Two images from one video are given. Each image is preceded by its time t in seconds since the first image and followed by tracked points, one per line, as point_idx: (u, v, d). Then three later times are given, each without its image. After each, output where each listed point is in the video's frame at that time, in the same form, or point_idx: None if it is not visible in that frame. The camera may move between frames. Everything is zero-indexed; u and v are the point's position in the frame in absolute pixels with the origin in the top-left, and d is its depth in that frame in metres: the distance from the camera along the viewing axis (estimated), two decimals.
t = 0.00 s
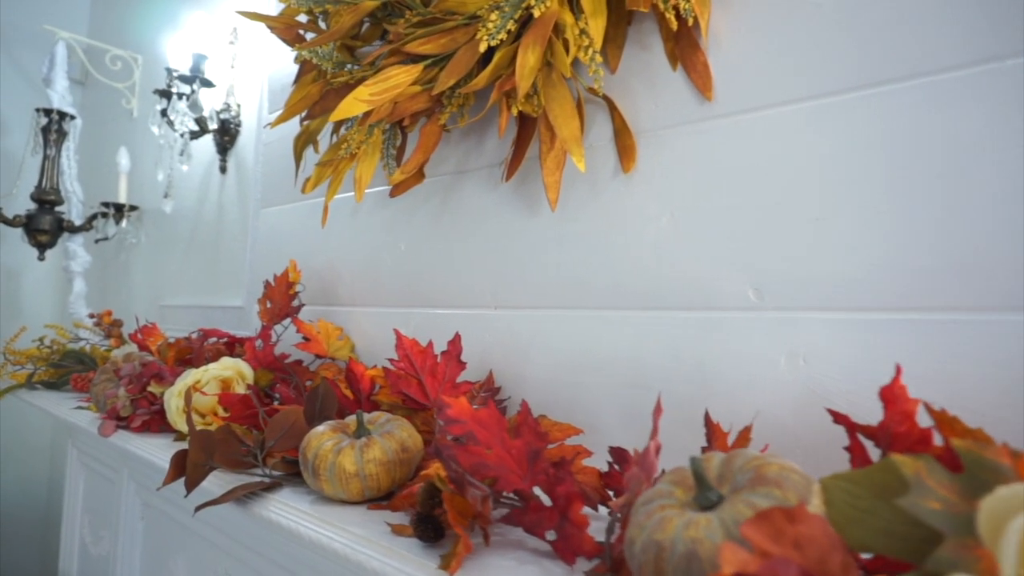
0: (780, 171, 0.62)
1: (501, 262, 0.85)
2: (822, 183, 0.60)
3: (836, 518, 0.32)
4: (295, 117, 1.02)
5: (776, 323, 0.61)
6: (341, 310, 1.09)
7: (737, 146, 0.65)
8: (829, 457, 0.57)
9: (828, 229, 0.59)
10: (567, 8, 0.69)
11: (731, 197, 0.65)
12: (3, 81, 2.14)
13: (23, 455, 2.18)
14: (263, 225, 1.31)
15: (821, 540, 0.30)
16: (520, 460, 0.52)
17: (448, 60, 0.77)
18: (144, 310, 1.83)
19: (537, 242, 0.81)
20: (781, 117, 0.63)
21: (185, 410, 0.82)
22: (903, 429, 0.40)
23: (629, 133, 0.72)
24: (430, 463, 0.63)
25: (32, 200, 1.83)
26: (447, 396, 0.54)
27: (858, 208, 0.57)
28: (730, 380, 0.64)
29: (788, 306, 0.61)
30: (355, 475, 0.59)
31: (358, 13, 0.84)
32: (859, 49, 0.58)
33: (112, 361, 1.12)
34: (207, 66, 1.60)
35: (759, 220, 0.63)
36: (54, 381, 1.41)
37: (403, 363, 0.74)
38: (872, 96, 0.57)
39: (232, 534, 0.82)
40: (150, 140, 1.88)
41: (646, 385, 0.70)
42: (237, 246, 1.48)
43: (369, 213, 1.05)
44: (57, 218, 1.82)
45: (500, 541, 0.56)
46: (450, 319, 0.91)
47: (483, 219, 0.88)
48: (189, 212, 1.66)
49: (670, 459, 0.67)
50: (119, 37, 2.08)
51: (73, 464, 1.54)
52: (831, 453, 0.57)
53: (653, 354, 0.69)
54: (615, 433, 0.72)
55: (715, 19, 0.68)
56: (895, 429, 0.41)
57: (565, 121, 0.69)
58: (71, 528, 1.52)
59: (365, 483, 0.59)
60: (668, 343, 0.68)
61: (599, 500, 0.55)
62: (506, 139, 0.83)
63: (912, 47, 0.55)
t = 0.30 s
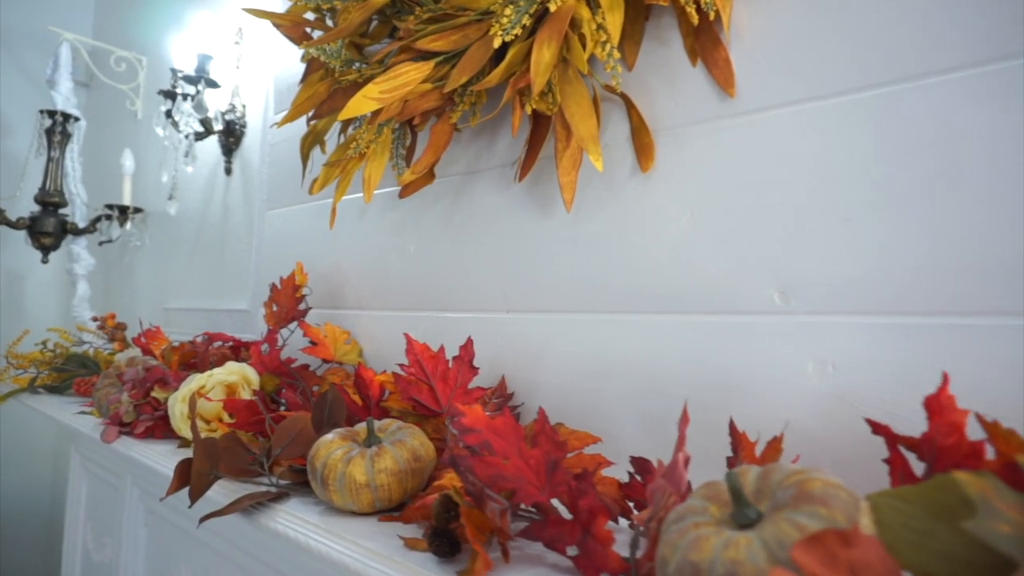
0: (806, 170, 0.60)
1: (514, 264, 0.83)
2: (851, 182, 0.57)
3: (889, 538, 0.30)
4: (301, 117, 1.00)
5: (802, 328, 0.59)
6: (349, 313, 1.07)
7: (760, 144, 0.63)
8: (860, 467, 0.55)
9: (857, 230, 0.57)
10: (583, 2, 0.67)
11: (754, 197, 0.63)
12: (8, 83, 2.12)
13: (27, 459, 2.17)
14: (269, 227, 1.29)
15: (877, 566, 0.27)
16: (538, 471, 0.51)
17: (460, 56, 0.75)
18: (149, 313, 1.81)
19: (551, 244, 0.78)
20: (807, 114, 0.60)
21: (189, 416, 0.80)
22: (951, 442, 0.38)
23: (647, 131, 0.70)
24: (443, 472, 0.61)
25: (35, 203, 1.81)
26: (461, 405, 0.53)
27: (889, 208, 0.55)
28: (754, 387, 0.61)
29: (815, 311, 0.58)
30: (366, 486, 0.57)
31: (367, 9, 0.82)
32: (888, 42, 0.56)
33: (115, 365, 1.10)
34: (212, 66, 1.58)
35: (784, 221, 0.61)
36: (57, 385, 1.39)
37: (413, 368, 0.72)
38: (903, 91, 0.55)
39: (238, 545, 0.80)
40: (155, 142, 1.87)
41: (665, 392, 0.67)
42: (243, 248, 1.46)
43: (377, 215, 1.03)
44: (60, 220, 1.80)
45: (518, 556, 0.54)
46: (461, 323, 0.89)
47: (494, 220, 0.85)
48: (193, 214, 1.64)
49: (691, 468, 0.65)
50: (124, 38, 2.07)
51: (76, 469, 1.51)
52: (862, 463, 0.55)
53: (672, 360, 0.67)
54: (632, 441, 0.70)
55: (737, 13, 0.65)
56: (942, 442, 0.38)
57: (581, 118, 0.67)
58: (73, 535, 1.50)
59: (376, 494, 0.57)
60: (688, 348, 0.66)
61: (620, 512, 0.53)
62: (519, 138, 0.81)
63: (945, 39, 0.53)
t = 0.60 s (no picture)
0: (829, 166, 0.58)
1: (524, 265, 0.81)
2: (878, 179, 0.55)
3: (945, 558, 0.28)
4: (306, 115, 0.98)
5: (828, 330, 0.57)
6: (354, 315, 1.05)
7: (782, 140, 0.61)
8: (888, 476, 0.52)
9: (885, 228, 0.54)
10: None
11: (774, 194, 0.60)
12: (10, 83, 2.11)
13: (28, 462, 2.15)
14: (273, 228, 1.27)
15: None
16: (554, 479, 0.49)
17: (470, 51, 0.73)
18: (152, 315, 1.80)
19: (562, 243, 0.76)
20: (831, 109, 0.58)
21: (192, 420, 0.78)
22: (999, 452, 0.36)
23: (662, 127, 0.67)
24: (453, 480, 0.59)
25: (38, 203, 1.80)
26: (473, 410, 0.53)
27: (917, 206, 0.53)
28: (775, 391, 0.59)
29: (841, 313, 0.56)
30: (374, 494, 0.55)
31: (374, 3, 0.80)
32: (917, 33, 0.54)
33: (117, 368, 1.08)
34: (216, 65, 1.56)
35: (806, 220, 0.58)
36: (58, 387, 1.38)
37: (421, 371, 0.70)
38: (933, 84, 0.53)
39: (241, 552, 0.78)
40: (158, 142, 1.85)
41: (681, 397, 0.65)
42: (246, 248, 1.44)
43: (383, 215, 1.01)
44: (63, 221, 1.78)
45: (535, 568, 0.53)
46: (469, 325, 0.86)
47: (504, 220, 0.83)
48: (197, 215, 1.63)
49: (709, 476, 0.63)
50: (127, 38, 2.05)
51: (77, 473, 1.50)
52: (891, 472, 0.52)
53: (688, 363, 0.65)
54: (648, 447, 0.67)
55: (757, 5, 0.63)
56: (989, 453, 0.36)
57: (595, 114, 0.64)
58: (75, 539, 1.48)
59: (384, 502, 0.55)
60: (706, 351, 0.64)
61: (638, 522, 0.51)
62: (530, 135, 0.79)
63: (977, 30, 0.51)
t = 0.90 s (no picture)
0: (855, 166, 0.56)
1: (536, 266, 0.79)
2: (906, 179, 0.53)
3: None
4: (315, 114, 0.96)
5: (854, 335, 0.55)
6: (362, 317, 1.04)
7: (805, 140, 0.59)
8: (918, 486, 0.51)
9: (913, 231, 0.52)
10: None
11: (797, 195, 0.59)
12: (15, 83, 2.10)
13: (31, 463, 2.14)
14: (279, 228, 1.26)
15: None
16: (573, 488, 0.48)
17: (483, 48, 0.71)
18: (156, 316, 1.78)
19: (576, 245, 0.75)
20: (856, 107, 0.56)
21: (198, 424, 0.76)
22: None
23: (680, 126, 0.66)
24: (467, 488, 0.57)
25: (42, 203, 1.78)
26: (488, 415, 0.51)
27: (948, 207, 0.51)
28: (798, 398, 0.58)
29: (867, 317, 0.54)
30: (386, 502, 0.53)
31: None
32: (948, 29, 0.52)
33: (121, 370, 1.07)
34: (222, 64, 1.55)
35: (831, 221, 0.57)
36: (61, 389, 1.36)
37: (433, 375, 0.69)
38: (964, 81, 0.51)
39: (248, 559, 0.76)
40: (163, 141, 1.84)
41: (700, 402, 0.64)
42: (252, 249, 1.43)
43: (392, 215, 1.00)
44: (67, 220, 1.77)
45: None
46: (480, 328, 0.85)
47: (516, 220, 0.82)
48: (202, 215, 1.61)
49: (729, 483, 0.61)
50: (132, 37, 2.05)
51: (80, 475, 1.48)
52: (921, 482, 0.51)
53: (707, 368, 0.63)
54: (665, 454, 0.66)
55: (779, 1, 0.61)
56: None
57: (613, 112, 0.63)
58: (77, 542, 1.47)
59: (396, 511, 0.53)
60: (726, 356, 0.62)
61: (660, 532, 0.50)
62: (544, 134, 0.78)
63: (1011, 25, 0.49)
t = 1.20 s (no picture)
0: (893, 164, 0.54)
1: (554, 266, 0.77)
2: (948, 178, 0.51)
3: None
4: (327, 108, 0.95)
5: (890, 339, 0.53)
6: (372, 316, 1.02)
7: (839, 136, 0.57)
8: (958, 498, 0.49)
9: (955, 231, 0.50)
10: None
11: (829, 194, 0.57)
12: (22, 79, 2.09)
13: (34, 461, 2.13)
14: (288, 225, 1.24)
15: None
16: (601, 495, 0.46)
17: (503, 41, 0.69)
18: (161, 314, 1.77)
19: (597, 244, 0.73)
20: (894, 103, 0.54)
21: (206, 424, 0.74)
22: None
23: (707, 121, 0.64)
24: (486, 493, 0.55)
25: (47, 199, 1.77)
26: (512, 419, 0.49)
27: (993, 207, 0.49)
28: (831, 404, 0.56)
29: (905, 321, 0.52)
30: (403, 508, 0.51)
31: None
32: (993, 21, 0.50)
33: (127, 367, 1.05)
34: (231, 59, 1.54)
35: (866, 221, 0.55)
36: (64, 387, 1.34)
37: (449, 376, 0.67)
38: (1010, 75, 0.49)
39: (257, 564, 0.74)
40: (170, 138, 1.82)
41: (726, 407, 0.62)
42: (259, 247, 1.41)
43: (404, 212, 0.98)
44: (72, 216, 1.76)
45: None
46: (494, 328, 0.83)
47: (533, 218, 0.80)
48: (209, 212, 1.60)
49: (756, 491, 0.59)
50: (140, 33, 2.03)
51: (83, 475, 1.47)
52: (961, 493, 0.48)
53: (733, 372, 0.61)
54: (688, 460, 0.64)
55: None
56: None
57: (639, 106, 0.61)
58: (80, 541, 1.45)
59: (414, 517, 0.51)
60: (753, 359, 0.60)
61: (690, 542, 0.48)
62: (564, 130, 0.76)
63: None
